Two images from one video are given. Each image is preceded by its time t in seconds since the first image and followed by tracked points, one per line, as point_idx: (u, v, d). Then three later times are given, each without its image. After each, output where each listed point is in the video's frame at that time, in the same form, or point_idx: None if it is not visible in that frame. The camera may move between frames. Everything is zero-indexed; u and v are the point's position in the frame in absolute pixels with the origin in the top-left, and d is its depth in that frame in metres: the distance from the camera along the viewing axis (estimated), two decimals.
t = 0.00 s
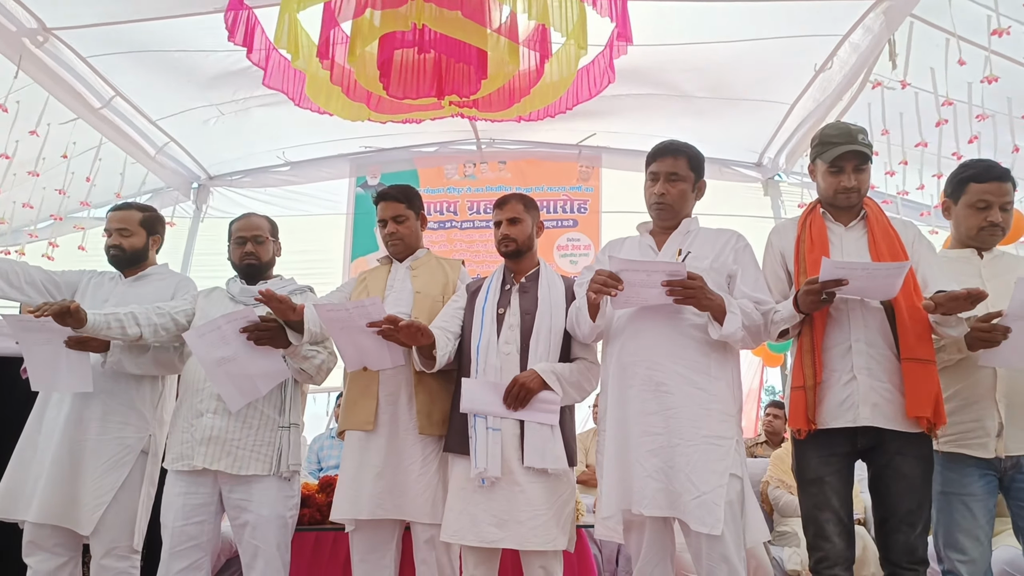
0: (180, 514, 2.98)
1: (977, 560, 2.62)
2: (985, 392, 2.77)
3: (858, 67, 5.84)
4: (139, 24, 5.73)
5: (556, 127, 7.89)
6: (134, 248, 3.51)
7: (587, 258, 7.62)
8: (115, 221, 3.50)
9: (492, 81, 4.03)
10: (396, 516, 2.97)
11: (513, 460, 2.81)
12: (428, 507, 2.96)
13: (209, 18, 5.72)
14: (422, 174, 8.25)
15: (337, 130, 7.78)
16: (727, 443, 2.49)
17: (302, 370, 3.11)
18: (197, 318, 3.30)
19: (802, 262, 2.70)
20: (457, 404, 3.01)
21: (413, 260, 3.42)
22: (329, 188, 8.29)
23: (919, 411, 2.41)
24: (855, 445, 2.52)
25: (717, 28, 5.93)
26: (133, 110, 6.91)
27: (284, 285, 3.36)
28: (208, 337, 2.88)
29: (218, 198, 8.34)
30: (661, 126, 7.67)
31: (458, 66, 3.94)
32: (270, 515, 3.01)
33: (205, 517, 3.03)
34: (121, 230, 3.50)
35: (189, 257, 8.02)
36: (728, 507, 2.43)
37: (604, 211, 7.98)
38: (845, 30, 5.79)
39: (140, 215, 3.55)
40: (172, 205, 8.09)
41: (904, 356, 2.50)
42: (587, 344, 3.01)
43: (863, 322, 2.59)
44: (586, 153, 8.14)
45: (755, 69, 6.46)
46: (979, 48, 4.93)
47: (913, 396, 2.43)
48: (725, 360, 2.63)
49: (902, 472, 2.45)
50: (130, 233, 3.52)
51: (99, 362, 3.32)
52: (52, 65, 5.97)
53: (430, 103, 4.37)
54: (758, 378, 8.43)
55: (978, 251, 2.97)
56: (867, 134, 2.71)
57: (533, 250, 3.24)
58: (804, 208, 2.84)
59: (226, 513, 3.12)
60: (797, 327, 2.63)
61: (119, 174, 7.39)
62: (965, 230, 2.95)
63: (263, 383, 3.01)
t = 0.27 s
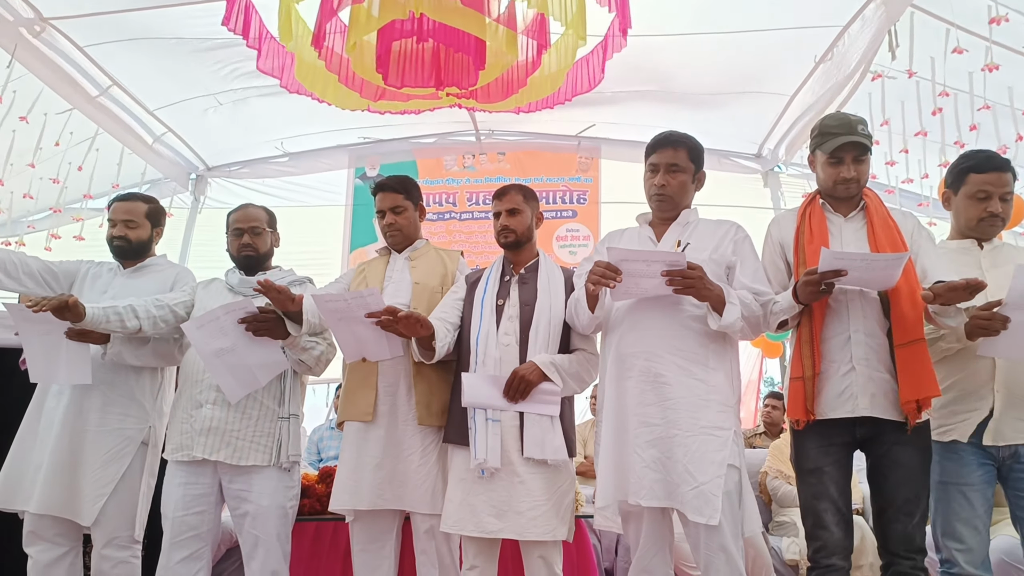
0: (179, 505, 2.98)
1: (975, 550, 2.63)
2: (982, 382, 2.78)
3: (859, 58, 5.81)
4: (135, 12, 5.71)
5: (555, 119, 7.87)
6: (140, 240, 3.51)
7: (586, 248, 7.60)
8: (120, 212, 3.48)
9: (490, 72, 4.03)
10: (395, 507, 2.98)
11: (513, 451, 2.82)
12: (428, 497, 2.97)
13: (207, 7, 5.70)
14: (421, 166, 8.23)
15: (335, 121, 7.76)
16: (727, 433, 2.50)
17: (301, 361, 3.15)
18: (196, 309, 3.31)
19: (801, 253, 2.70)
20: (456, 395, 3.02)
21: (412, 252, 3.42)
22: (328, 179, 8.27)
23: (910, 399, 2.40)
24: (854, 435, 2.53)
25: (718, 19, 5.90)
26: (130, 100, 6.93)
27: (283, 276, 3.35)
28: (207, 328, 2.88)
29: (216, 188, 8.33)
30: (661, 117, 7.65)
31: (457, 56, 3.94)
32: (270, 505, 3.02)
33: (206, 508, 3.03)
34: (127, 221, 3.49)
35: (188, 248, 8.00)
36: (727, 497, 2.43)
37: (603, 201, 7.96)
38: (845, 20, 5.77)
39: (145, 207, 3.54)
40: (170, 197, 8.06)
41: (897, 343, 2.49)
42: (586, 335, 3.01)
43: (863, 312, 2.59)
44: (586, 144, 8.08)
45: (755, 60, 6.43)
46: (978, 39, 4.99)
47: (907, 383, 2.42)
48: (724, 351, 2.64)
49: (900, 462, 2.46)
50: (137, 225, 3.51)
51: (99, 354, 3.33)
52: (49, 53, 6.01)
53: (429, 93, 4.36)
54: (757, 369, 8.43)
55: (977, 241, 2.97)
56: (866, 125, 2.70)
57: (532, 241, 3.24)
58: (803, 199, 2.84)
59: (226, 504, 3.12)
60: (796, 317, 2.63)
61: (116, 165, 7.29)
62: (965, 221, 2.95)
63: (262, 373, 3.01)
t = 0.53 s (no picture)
0: (179, 499, 2.99)
1: (973, 544, 2.63)
2: (982, 375, 2.77)
3: (859, 51, 5.80)
4: (133, 5, 5.71)
5: (555, 113, 7.85)
6: (142, 236, 3.51)
7: (586, 242, 7.59)
8: (122, 207, 3.48)
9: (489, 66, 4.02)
10: (395, 500, 2.98)
11: (512, 445, 2.82)
12: (427, 491, 2.97)
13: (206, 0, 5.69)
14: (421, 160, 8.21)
15: (335, 114, 7.75)
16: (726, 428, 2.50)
17: (300, 357, 3.15)
18: (195, 304, 3.31)
19: (800, 247, 2.70)
20: (455, 389, 3.02)
21: (411, 246, 3.42)
22: (327, 173, 8.26)
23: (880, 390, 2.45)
24: (853, 429, 2.53)
25: (719, 12, 5.88)
26: (129, 94, 6.94)
27: (283, 271, 3.35)
28: (206, 322, 2.88)
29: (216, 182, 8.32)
30: (661, 111, 7.64)
31: (457, 50, 3.93)
32: (269, 499, 3.02)
33: (205, 502, 3.04)
34: (130, 216, 3.48)
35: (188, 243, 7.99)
36: (725, 491, 2.44)
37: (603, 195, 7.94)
38: (845, 14, 5.76)
39: (148, 203, 3.53)
40: (169, 191, 8.05)
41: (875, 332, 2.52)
42: (585, 329, 3.01)
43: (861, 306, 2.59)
44: (586, 138, 8.09)
45: (755, 54, 6.42)
46: (979, 29, 4.94)
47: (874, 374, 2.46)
48: (723, 345, 2.63)
49: (898, 457, 2.46)
50: (139, 220, 3.50)
51: (99, 348, 3.33)
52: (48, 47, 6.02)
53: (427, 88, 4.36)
54: (756, 363, 8.43)
55: (978, 235, 2.96)
56: (865, 119, 2.70)
57: (532, 235, 3.24)
58: (803, 194, 2.83)
59: (225, 498, 3.13)
60: (795, 312, 2.63)
61: (115, 159, 7.29)
62: (965, 214, 2.95)
63: (261, 368, 3.01)
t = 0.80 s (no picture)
0: (177, 496, 2.99)
1: (973, 540, 2.62)
2: (983, 371, 2.77)
3: (859, 48, 5.78)
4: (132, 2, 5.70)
5: (555, 110, 7.84)
6: (141, 233, 3.50)
7: (586, 237, 7.61)
8: (122, 204, 3.47)
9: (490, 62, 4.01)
10: (393, 497, 2.98)
11: (511, 442, 2.82)
12: (425, 488, 2.97)
13: None
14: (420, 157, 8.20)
15: (334, 111, 7.74)
16: (724, 424, 2.49)
17: (299, 354, 3.15)
18: (193, 300, 3.31)
19: (800, 244, 2.69)
20: (454, 386, 3.02)
21: (411, 243, 3.41)
22: (327, 170, 8.25)
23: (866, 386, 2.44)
24: (852, 425, 2.52)
25: (718, 8, 5.87)
26: (128, 91, 6.91)
27: (282, 267, 3.35)
28: (204, 319, 2.87)
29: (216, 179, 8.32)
30: (661, 108, 7.62)
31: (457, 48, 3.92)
32: (268, 496, 3.02)
33: (204, 499, 3.04)
34: (129, 214, 3.48)
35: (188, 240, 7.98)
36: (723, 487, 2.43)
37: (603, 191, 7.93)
38: (845, 10, 5.74)
39: (148, 200, 3.53)
40: (169, 188, 8.04)
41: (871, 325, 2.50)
42: (584, 326, 3.00)
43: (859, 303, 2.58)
44: (586, 135, 8.05)
45: (755, 50, 6.40)
46: (981, 26, 4.92)
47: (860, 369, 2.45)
48: (722, 342, 2.63)
49: (898, 453, 2.45)
50: (139, 217, 3.50)
51: (99, 345, 3.32)
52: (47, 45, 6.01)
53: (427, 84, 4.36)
54: (757, 360, 8.42)
55: (978, 231, 2.95)
56: (865, 115, 2.69)
57: (531, 232, 3.23)
58: (802, 190, 2.83)
59: (224, 496, 3.13)
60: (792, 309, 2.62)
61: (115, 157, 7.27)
62: (965, 209, 2.94)
63: (259, 365, 3.01)
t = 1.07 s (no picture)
0: (175, 496, 2.99)
1: (972, 540, 2.62)
2: (982, 371, 2.76)
3: (859, 47, 5.77)
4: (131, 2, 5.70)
5: (554, 109, 7.83)
6: (140, 233, 3.50)
7: (587, 234, 7.61)
8: (121, 203, 3.47)
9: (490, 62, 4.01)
10: (391, 496, 2.98)
11: (509, 442, 2.81)
12: (423, 487, 2.97)
13: None
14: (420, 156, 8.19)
15: (333, 110, 7.74)
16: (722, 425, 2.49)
17: (296, 354, 3.16)
18: (191, 300, 3.31)
19: (797, 243, 2.69)
20: (451, 385, 3.01)
21: (409, 242, 3.41)
22: (327, 169, 8.25)
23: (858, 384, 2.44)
24: (850, 425, 2.52)
25: (718, 7, 5.86)
26: (129, 91, 6.90)
27: (280, 267, 3.34)
28: (201, 318, 2.87)
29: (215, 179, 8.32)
30: (660, 108, 7.62)
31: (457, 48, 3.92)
32: (265, 496, 3.02)
33: (201, 499, 3.03)
34: (128, 213, 3.48)
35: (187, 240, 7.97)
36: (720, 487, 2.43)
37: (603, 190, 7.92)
38: (845, 9, 5.73)
39: (147, 199, 3.53)
40: (168, 188, 8.04)
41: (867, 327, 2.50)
42: (582, 325, 3.00)
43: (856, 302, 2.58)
44: (585, 134, 8.04)
45: (754, 49, 6.39)
46: (980, 26, 4.91)
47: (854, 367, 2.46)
48: (720, 341, 2.62)
49: (896, 452, 2.45)
50: (138, 217, 3.50)
51: (98, 345, 3.32)
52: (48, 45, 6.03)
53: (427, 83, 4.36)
54: (756, 360, 8.42)
55: (975, 230, 2.95)
56: (862, 114, 2.68)
57: (529, 231, 3.23)
58: (800, 190, 2.82)
59: (221, 495, 3.12)
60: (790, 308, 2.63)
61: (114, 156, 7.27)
62: (962, 209, 2.93)
63: (256, 364, 3.01)
